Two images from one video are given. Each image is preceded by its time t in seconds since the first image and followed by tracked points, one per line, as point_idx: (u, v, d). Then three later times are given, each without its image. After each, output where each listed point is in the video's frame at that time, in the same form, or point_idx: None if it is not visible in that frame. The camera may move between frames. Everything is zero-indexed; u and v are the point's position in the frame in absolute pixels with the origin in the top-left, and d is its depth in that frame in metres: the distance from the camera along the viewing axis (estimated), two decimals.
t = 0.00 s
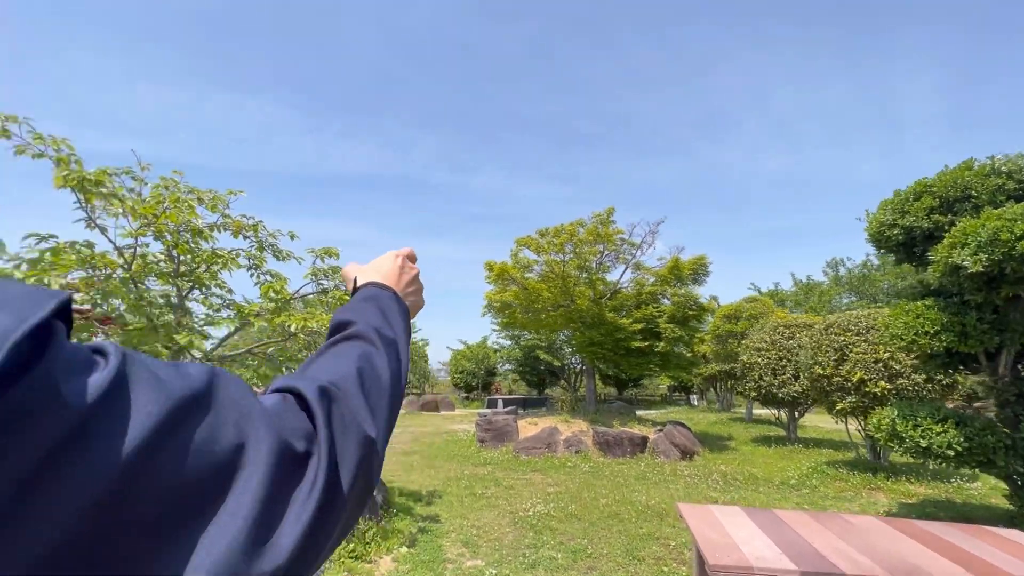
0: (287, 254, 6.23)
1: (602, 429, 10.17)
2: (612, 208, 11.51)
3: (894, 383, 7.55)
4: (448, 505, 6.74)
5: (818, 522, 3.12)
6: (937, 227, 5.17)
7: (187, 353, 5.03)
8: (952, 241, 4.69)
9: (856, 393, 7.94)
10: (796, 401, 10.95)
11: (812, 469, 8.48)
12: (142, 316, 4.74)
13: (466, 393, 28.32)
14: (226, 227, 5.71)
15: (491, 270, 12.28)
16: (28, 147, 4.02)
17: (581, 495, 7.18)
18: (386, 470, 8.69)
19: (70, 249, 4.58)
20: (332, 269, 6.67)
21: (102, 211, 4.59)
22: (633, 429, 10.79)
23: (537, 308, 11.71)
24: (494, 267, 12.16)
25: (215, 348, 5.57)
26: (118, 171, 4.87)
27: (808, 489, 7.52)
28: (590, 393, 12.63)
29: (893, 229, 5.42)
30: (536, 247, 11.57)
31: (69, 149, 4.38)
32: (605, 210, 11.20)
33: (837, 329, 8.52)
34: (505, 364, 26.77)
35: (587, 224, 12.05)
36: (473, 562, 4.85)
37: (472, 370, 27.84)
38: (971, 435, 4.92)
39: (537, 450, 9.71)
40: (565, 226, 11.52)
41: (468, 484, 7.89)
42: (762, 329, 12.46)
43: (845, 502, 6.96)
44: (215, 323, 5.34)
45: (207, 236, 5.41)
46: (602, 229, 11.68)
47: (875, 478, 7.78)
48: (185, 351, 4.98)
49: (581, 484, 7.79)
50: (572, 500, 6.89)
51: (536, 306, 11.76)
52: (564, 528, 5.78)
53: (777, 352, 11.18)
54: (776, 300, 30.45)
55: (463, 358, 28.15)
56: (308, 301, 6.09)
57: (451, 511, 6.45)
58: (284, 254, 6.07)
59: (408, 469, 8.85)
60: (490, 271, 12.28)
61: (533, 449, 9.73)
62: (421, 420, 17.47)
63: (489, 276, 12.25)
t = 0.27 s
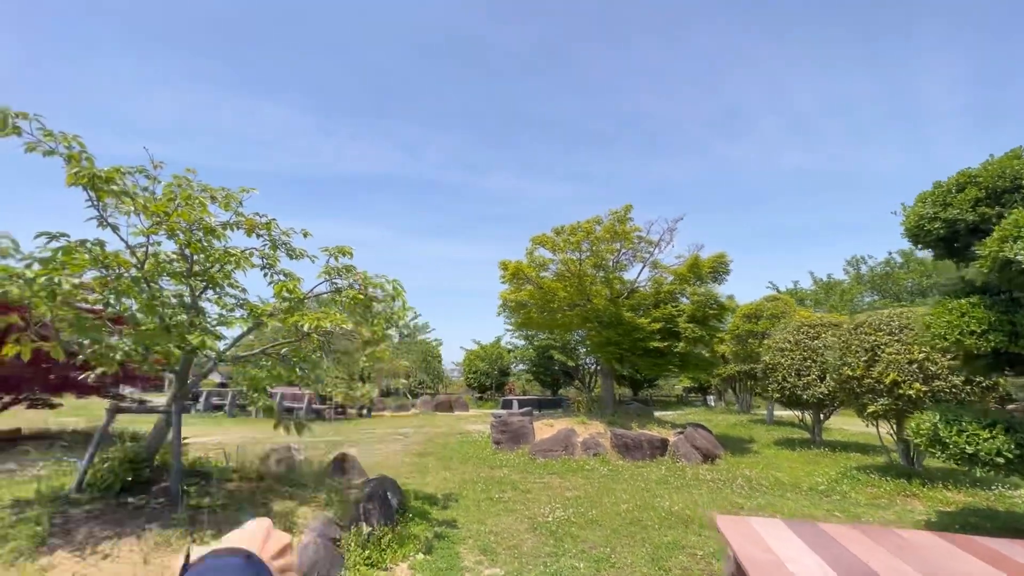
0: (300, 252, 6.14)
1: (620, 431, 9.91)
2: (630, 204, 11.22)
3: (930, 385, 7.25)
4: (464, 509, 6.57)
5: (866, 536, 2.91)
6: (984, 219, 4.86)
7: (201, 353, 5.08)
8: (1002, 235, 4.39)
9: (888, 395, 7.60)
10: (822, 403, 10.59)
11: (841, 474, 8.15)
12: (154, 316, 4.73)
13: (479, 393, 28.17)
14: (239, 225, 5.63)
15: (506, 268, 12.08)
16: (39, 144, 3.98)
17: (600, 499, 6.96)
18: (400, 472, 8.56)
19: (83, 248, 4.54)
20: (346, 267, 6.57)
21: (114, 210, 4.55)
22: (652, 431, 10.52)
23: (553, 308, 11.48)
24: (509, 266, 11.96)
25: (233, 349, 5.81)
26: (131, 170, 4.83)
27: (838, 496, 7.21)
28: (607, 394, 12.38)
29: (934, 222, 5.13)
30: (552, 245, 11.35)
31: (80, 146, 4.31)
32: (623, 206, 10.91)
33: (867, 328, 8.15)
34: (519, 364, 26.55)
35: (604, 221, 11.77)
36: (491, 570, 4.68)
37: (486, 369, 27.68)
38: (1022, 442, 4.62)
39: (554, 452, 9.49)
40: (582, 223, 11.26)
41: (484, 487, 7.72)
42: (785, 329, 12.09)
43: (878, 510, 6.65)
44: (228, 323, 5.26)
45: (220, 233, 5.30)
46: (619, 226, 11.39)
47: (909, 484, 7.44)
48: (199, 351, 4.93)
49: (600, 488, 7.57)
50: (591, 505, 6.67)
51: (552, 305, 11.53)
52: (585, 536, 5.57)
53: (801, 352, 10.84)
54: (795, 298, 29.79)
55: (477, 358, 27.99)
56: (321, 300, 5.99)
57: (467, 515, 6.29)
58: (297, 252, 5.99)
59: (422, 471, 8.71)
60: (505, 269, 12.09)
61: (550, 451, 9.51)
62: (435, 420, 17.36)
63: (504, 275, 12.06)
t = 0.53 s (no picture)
0: (330, 246, 6.11)
1: (652, 430, 9.65)
2: (660, 197, 10.93)
3: (988, 382, 6.80)
4: (496, 507, 6.45)
5: (951, 540, 2.65)
6: None
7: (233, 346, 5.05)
8: None
9: (941, 393, 7.18)
10: (865, 402, 10.12)
11: (890, 475, 7.75)
12: (188, 308, 4.74)
13: (503, 392, 28.07)
14: (271, 219, 5.61)
15: (532, 264, 11.93)
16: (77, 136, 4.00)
17: (636, 499, 6.75)
18: (429, 469, 8.50)
19: (120, 241, 4.56)
20: (375, 262, 6.51)
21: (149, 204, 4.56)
22: (685, 430, 10.22)
23: (580, 304, 11.27)
24: (535, 262, 11.80)
25: (265, 343, 5.83)
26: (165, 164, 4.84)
27: (888, 498, 6.84)
28: (636, 392, 12.11)
29: (999, 205, 4.78)
30: (579, 240, 11.14)
31: (117, 139, 4.33)
32: (653, 199, 10.63)
33: (917, 322, 7.69)
34: (542, 363, 26.35)
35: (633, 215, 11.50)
36: (529, 570, 4.53)
37: (509, 368, 27.56)
38: None
39: (583, 451, 9.30)
40: (610, 217, 11.00)
41: (514, 485, 7.59)
42: (823, 325, 11.65)
43: (934, 513, 6.26)
44: (260, 315, 5.20)
45: (252, 227, 5.27)
46: (649, 220, 11.10)
47: (966, 487, 7.00)
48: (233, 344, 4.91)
49: (634, 488, 7.35)
50: (626, 505, 6.47)
51: (580, 301, 11.32)
52: (623, 536, 5.38)
53: (841, 349, 10.43)
54: (828, 295, 28.80)
55: (500, 357, 27.90)
56: (352, 294, 5.93)
57: (499, 513, 6.17)
58: (327, 246, 5.95)
59: (451, 469, 8.63)
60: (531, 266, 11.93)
61: (580, 450, 9.32)
62: (460, 418, 17.31)
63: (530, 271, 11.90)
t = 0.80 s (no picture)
0: (371, 242, 6.07)
1: (699, 430, 9.27)
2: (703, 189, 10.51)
3: None
4: (541, 507, 6.28)
5: None
6: None
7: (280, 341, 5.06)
8: None
9: None
10: (930, 402, 9.45)
11: (964, 481, 7.18)
12: (236, 303, 4.76)
13: (536, 392, 27.86)
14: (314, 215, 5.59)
15: (569, 260, 11.72)
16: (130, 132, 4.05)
17: (686, 501, 6.45)
18: (470, 468, 8.40)
19: (172, 238, 4.62)
20: (416, 257, 6.43)
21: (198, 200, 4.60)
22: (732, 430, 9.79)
23: (620, 300, 10.99)
24: (572, 257, 11.58)
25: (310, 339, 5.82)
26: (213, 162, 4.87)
27: (965, 505, 6.31)
28: (679, 391, 11.71)
29: None
30: (619, 234, 10.85)
31: (168, 137, 4.38)
32: (696, 191, 10.24)
33: (993, 313, 7.02)
34: (576, 362, 26.00)
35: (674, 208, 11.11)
36: (582, 573, 4.34)
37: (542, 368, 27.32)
38: None
39: (627, 451, 9.02)
40: (651, 210, 10.66)
41: (558, 485, 7.39)
42: (880, 320, 10.99)
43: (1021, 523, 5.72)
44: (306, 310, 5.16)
45: (297, 223, 5.26)
46: (691, 212, 10.71)
47: None
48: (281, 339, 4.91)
49: (683, 489, 7.04)
50: (677, 507, 6.18)
51: (619, 297, 11.05)
52: (677, 539, 5.12)
53: (902, 346, 9.82)
54: (878, 290, 27.32)
55: (533, 356, 27.70)
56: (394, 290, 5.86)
57: (545, 514, 5.99)
58: (369, 241, 5.92)
59: (491, 468, 8.51)
60: (567, 262, 11.72)
61: (623, 450, 9.05)
62: (495, 418, 17.21)
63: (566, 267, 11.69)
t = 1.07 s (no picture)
0: (415, 242, 5.99)
1: (754, 434, 8.79)
2: (754, 181, 10.01)
3: None
4: (592, 514, 6.03)
5: None
6: None
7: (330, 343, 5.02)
8: None
9: None
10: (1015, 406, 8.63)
11: None
12: (286, 305, 4.74)
13: (574, 393, 27.46)
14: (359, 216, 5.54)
15: (611, 258, 11.40)
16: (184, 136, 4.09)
17: (748, 511, 6.06)
18: (514, 471, 8.23)
19: (224, 240, 4.64)
20: (459, 256, 6.30)
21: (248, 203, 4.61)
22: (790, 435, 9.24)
23: (665, 299, 10.61)
24: (615, 255, 11.27)
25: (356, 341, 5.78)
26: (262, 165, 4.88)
27: None
28: (730, 393, 11.19)
29: None
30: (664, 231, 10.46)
31: (219, 141, 4.40)
32: (747, 183, 9.75)
33: None
34: (614, 363, 25.47)
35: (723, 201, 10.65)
36: None
37: (580, 368, 26.91)
38: None
39: (677, 456, 8.65)
40: (698, 204, 10.21)
41: (607, 491, 7.12)
42: (952, 318, 10.16)
43: None
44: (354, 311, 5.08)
45: (343, 224, 5.23)
46: (742, 206, 10.23)
47: None
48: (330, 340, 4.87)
49: (742, 498, 6.64)
50: (739, 517, 5.81)
51: (665, 295, 10.66)
52: (743, 553, 4.78)
53: (981, 345, 9.02)
54: (940, 285, 25.55)
55: (570, 357, 27.33)
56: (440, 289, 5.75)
57: (598, 522, 5.74)
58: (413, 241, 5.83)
59: (536, 471, 8.31)
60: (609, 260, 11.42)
61: (673, 455, 8.69)
62: (535, 419, 16.99)
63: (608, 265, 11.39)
